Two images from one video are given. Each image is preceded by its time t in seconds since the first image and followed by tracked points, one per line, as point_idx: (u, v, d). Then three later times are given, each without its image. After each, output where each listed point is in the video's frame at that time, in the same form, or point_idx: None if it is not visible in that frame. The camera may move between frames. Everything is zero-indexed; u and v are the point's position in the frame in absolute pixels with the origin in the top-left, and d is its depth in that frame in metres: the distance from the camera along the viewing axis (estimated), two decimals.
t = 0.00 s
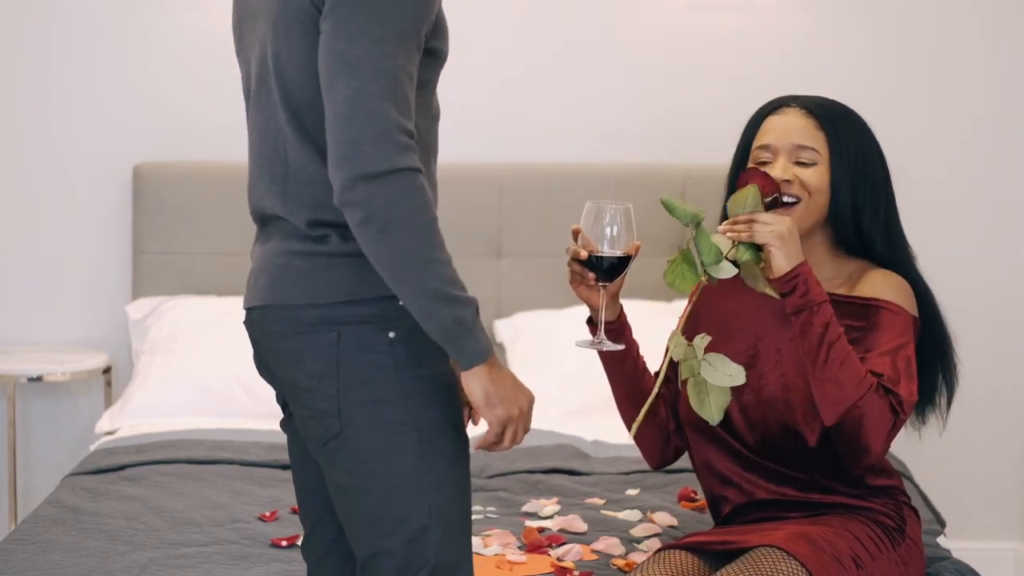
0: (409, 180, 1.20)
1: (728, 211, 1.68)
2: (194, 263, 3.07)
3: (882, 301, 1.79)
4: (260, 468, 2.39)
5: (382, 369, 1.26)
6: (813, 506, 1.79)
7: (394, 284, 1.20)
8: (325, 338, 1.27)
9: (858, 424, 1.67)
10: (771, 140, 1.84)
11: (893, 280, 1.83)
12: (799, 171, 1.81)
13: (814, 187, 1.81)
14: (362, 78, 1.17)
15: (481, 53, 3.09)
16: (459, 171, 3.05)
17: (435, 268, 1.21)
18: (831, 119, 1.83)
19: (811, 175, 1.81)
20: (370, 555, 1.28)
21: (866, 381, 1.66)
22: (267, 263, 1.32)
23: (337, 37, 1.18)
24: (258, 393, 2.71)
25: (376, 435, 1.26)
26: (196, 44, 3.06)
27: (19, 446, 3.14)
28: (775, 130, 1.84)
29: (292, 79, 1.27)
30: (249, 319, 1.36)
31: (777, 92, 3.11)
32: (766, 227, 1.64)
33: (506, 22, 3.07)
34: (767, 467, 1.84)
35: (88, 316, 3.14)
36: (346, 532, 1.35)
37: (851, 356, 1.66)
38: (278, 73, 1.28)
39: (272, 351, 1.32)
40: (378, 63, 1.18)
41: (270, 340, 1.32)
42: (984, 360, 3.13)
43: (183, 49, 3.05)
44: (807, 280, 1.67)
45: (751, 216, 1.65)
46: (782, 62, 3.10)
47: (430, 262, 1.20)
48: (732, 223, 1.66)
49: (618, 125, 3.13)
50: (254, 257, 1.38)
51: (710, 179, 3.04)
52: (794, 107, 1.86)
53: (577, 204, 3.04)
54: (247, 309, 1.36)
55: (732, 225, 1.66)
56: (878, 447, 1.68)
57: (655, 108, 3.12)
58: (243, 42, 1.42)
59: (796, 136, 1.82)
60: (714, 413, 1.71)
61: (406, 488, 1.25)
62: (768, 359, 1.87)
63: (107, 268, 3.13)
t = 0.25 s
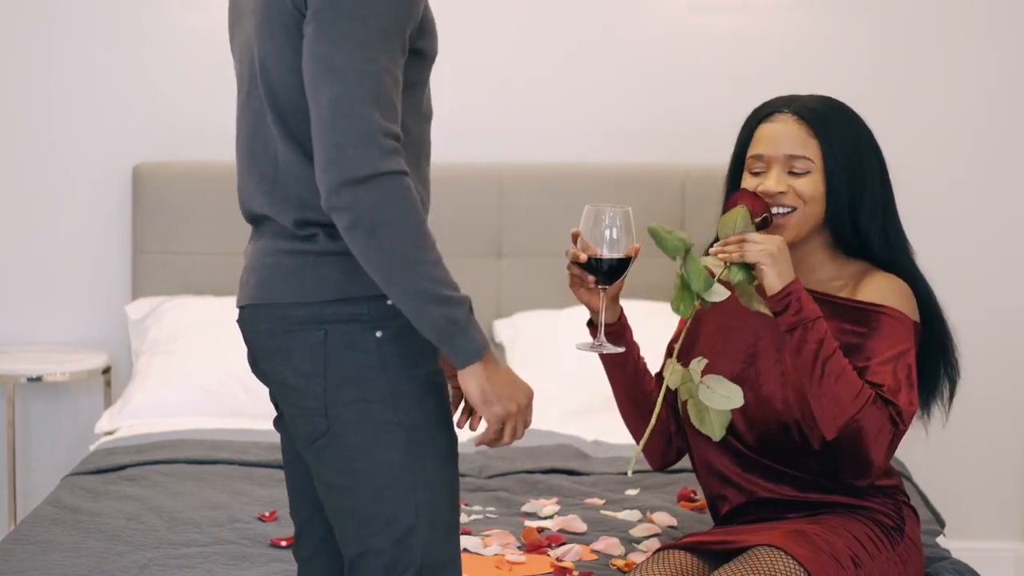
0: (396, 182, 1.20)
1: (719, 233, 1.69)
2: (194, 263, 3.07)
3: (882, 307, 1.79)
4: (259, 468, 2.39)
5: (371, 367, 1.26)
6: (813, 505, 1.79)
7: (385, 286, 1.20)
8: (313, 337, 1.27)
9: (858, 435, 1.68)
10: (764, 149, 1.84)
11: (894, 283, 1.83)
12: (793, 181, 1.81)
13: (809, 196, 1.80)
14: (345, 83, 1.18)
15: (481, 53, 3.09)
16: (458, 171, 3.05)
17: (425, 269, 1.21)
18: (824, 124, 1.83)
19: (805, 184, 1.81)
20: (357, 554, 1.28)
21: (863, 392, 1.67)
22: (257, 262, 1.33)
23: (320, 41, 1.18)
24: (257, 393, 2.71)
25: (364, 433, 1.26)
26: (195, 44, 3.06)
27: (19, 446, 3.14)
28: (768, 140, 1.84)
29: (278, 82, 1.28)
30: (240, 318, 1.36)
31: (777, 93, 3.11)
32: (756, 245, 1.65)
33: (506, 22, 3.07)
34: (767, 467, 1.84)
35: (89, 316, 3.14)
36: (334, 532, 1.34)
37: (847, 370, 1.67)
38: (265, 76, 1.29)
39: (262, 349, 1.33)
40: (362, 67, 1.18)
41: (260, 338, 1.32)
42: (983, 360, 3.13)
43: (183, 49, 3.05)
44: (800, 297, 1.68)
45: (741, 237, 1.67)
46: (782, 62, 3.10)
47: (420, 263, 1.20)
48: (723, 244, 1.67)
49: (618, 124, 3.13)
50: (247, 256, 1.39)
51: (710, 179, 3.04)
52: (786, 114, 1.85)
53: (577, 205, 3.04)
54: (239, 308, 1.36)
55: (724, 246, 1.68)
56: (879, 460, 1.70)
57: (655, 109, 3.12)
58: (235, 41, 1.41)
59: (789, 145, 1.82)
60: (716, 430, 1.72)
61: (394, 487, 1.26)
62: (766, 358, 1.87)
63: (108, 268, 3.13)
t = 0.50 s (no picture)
0: (379, 185, 1.20)
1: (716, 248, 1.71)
2: (194, 263, 3.06)
3: (883, 312, 1.79)
4: (259, 468, 2.39)
5: (362, 366, 1.26)
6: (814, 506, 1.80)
7: (369, 288, 1.21)
8: (305, 335, 1.27)
9: (858, 446, 1.69)
10: (758, 159, 1.83)
11: (895, 286, 1.83)
12: (789, 190, 1.81)
13: (805, 204, 1.81)
14: (327, 86, 1.18)
15: (480, 53, 3.09)
16: (458, 171, 3.05)
17: (409, 271, 1.21)
18: (817, 129, 1.82)
19: (800, 193, 1.80)
20: (347, 553, 1.28)
21: (862, 403, 1.68)
22: (251, 260, 1.33)
23: (303, 45, 1.19)
24: (257, 393, 2.71)
25: (355, 432, 1.26)
26: (195, 44, 3.05)
27: (19, 446, 3.14)
28: (761, 149, 1.83)
29: (266, 82, 1.29)
30: (234, 316, 1.37)
31: (776, 93, 3.11)
32: (750, 261, 1.67)
33: (505, 23, 3.08)
34: (767, 467, 1.84)
35: (89, 317, 3.14)
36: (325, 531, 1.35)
37: (846, 382, 1.68)
38: (254, 77, 1.29)
39: (255, 347, 1.33)
40: (344, 70, 1.19)
41: (253, 336, 1.32)
42: (982, 360, 3.13)
43: (183, 49, 3.05)
44: (796, 312, 1.69)
45: (736, 253, 1.68)
46: (782, 61, 3.10)
47: (404, 266, 1.21)
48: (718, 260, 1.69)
49: (617, 126, 3.13)
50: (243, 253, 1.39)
51: (709, 180, 3.04)
52: (776, 122, 1.85)
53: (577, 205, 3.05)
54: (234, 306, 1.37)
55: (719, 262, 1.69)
56: (880, 468, 1.70)
57: (654, 109, 3.12)
58: (230, 39, 1.41)
59: (782, 153, 1.81)
60: (714, 445, 1.69)
61: (385, 486, 1.26)
62: (766, 358, 1.86)
63: (107, 268, 3.13)
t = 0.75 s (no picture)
0: (362, 190, 1.20)
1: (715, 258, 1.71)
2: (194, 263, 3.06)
3: (887, 315, 1.79)
4: (259, 468, 2.38)
5: (353, 365, 1.26)
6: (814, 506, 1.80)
7: (348, 292, 1.21)
8: (297, 335, 1.27)
9: (858, 454, 1.69)
10: (753, 167, 1.82)
11: (895, 287, 1.83)
12: (785, 198, 1.80)
13: (803, 211, 1.80)
14: (313, 90, 1.18)
15: (481, 53, 3.09)
16: (458, 171, 3.05)
17: (389, 278, 1.21)
18: (810, 135, 1.80)
19: (797, 200, 1.79)
20: (339, 552, 1.28)
21: (861, 411, 1.68)
22: (245, 258, 1.33)
23: (289, 49, 1.19)
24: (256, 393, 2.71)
25: (346, 431, 1.26)
26: (195, 44, 3.05)
27: (18, 446, 3.14)
28: (756, 158, 1.82)
29: (257, 85, 1.29)
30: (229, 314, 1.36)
31: (776, 93, 3.11)
32: (746, 270, 1.67)
33: (505, 23, 3.08)
34: (766, 468, 1.84)
35: (88, 317, 3.14)
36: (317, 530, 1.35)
37: (845, 390, 1.68)
38: (244, 79, 1.30)
39: (247, 345, 1.33)
40: (330, 74, 1.19)
41: (245, 334, 1.32)
42: (981, 360, 3.13)
43: (183, 49, 3.05)
44: (793, 321, 1.68)
45: (734, 262, 1.68)
46: (781, 61, 3.10)
47: (384, 272, 1.20)
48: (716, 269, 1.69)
49: (617, 126, 3.13)
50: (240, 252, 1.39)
51: (709, 179, 3.04)
52: (768, 129, 1.83)
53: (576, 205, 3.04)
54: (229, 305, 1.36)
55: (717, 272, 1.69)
56: (881, 473, 1.71)
57: (655, 109, 3.12)
58: (225, 38, 1.41)
59: (778, 160, 1.80)
60: (716, 457, 1.69)
61: (375, 486, 1.26)
62: (764, 358, 1.85)
63: (107, 268, 3.13)
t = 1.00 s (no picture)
0: (350, 195, 1.20)
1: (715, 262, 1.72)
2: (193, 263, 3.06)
3: (888, 317, 1.79)
4: (259, 468, 2.38)
5: (348, 364, 1.26)
6: (814, 506, 1.80)
7: (333, 295, 1.20)
8: (293, 335, 1.27)
9: (859, 457, 1.69)
10: (751, 172, 1.81)
11: (895, 287, 1.83)
12: (783, 203, 1.79)
13: (801, 216, 1.79)
14: (304, 93, 1.18)
15: (480, 53, 3.09)
16: (458, 171, 3.05)
17: (375, 284, 1.20)
18: (806, 141, 1.79)
19: (795, 205, 1.79)
20: (336, 552, 1.28)
21: (861, 413, 1.68)
22: (241, 258, 1.33)
23: (281, 52, 1.19)
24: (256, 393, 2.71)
25: (342, 431, 1.26)
26: (195, 44, 3.05)
27: (18, 446, 3.14)
28: (753, 164, 1.81)
29: (250, 86, 1.30)
30: (226, 314, 1.36)
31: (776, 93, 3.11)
32: (745, 274, 1.68)
33: (505, 23, 3.08)
34: (766, 468, 1.84)
35: (88, 317, 3.14)
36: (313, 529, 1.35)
37: (845, 393, 1.68)
38: (238, 80, 1.31)
39: (243, 345, 1.33)
40: (321, 78, 1.19)
41: (241, 334, 1.32)
42: (981, 360, 3.13)
43: (183, 49, 3.05)
44: (792, 325, 1.69)
45: (733, 267, 1.69)
46: (781, 61, 3.10)
47: (368, 277, 1.20)
48: (716, 273, 1.70)
49: (617, 125, 3.13)
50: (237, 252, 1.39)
51: (709, 179, 3.04)
52: (764, 135, 1.82)
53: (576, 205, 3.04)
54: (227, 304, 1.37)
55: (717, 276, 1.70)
56: (883, 475, 1.71)
57: (654, 109, 3.12)
58: (220, 39, 1.41)
59: (774, 166, 1.79)
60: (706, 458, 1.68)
61: (371, 485, 1.26)
62: (764, 359, 1.85)
63: (107, 268, 3.13)
